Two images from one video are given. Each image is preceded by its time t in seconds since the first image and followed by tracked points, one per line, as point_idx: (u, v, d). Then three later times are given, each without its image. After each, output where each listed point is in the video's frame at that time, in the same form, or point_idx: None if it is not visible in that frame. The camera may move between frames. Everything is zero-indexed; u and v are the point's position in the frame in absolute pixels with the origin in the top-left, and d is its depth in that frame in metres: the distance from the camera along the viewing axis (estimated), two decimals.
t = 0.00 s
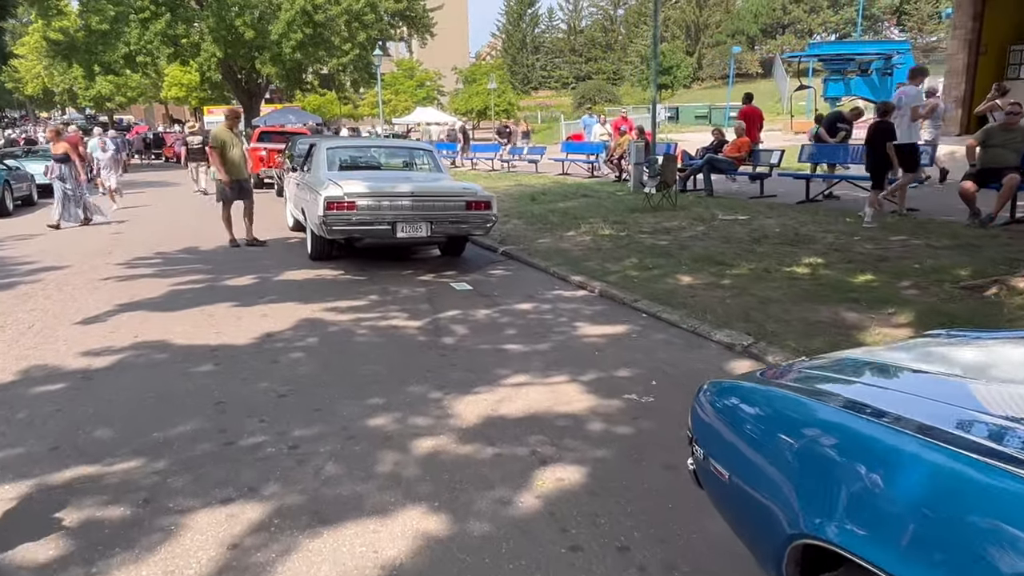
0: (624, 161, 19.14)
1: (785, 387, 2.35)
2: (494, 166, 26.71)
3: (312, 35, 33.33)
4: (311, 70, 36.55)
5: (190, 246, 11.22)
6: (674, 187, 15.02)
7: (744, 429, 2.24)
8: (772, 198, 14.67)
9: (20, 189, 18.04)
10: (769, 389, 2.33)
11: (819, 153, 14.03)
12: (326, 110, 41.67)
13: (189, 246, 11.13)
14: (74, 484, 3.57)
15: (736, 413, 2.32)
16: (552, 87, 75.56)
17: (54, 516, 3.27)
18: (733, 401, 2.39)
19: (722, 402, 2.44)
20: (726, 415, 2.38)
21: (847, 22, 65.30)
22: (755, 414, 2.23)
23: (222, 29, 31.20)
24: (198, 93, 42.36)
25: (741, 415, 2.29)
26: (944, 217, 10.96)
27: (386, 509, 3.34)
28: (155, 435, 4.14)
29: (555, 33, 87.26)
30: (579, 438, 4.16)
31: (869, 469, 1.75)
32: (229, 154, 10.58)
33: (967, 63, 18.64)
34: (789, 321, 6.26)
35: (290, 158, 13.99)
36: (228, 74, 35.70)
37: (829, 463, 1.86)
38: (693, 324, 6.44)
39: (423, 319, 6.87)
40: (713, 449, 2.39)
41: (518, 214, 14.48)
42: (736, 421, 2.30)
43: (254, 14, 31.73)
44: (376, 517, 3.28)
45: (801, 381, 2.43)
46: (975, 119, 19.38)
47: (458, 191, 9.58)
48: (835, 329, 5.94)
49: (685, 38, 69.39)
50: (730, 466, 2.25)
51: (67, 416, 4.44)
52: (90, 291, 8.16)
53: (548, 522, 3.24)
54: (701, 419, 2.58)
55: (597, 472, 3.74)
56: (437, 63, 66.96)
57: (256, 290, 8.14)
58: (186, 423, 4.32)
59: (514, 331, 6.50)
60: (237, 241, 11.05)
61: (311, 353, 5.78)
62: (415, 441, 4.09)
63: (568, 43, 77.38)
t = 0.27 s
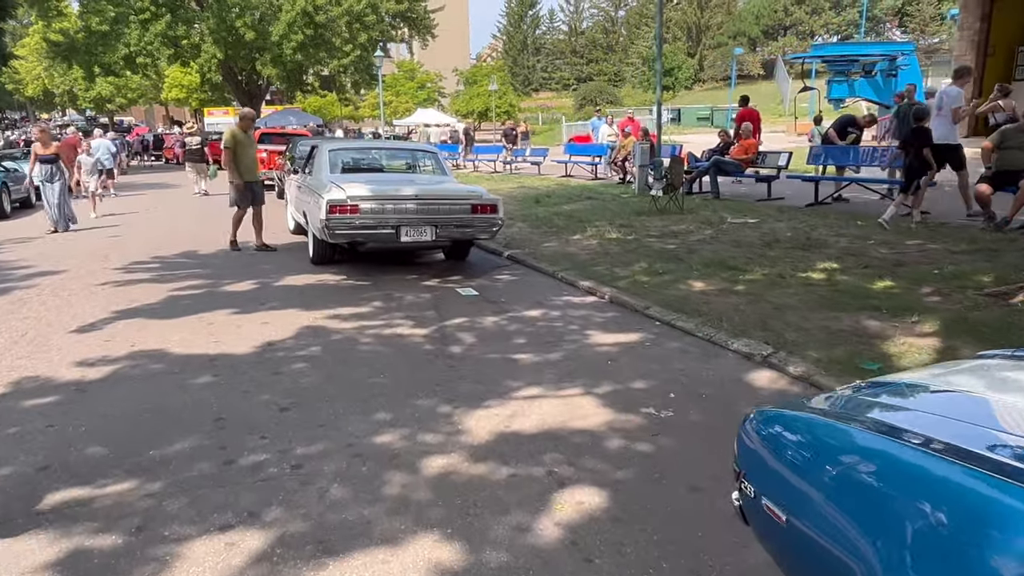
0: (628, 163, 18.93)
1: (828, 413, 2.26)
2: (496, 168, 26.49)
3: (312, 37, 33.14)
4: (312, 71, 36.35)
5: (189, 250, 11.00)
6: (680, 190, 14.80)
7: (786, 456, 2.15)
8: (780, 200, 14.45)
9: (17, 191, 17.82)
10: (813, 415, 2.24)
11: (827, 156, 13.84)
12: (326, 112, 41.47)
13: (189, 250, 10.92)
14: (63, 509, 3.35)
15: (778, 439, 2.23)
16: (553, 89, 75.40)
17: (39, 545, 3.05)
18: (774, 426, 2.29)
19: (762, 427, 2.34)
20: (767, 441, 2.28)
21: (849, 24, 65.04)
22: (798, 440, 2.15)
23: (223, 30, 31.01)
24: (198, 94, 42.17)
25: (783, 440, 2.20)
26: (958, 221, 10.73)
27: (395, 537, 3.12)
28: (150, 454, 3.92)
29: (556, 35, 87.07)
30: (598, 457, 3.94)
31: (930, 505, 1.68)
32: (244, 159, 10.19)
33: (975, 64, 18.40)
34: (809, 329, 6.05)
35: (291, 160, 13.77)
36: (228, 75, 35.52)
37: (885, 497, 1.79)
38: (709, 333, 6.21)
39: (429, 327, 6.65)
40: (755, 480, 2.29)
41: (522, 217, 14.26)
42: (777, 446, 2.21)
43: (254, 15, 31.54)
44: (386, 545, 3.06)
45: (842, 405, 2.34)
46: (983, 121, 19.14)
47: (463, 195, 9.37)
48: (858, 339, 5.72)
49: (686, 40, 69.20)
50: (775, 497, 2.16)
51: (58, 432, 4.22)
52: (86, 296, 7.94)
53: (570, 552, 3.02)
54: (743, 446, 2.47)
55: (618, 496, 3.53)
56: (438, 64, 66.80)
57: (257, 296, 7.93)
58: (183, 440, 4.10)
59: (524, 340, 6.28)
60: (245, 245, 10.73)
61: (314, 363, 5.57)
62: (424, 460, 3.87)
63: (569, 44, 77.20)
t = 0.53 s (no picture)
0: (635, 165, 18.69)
1: (894, 444, 2.06)
2: (500, 171, 26.26)
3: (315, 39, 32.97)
4: (315, 74, 36.18)
5: (191, 254, 10.78)
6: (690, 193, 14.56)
7: (848, 490, 1.96)
8: (792, 203, 14.20)
9: (18, 195, 17.63)
10: (877, 446, 2.04)
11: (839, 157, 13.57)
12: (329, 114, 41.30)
13: (191, 255, 10.70)
14: (56, 538, 3.13)
15: (838, 472, 2.03)
16: (556, 91, 75.21)
17: None
18: (835, 459, 2.10)
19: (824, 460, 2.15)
20: (826, 474, 2.09)
21: (854, 25, 64.74)
22: (861, 473, 1.95)
23: (226, 33, 30.84)
24: (201, 97, 42.04)
25: (844, 474, 2.00)
26: (978, 224, 10.49)
27: (413, 571, 2.89)
28: (149, 476, 3.69)
29: (558, 36, 86.92)
30: (626, 479, 3.70)
31: (1017, 549, 1.48)
32: (257, 162, 9.90)
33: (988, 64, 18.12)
34: (836, 339, 5.81)
35: (295, 162, 13.55)
36: (230, 78, 35.36)
37: (967, 540, 1.58)
38: (731, 342, 5.98)
39: (440, 336, 6.41)
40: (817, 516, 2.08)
41: (530, 220, 14.03)
42: (838, 480, 2.01)
43: (257, 17, 31.38)
44: None
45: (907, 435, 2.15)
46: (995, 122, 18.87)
47: (471, 198, 9.14)
48: (888, 349, 5.48)
49: (690, 42, 68.96)
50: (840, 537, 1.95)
51: (53, 451, 4.00)
52: (85, 303, 7.72)
53: None
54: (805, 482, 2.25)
55: (650, 523, 3.30)
56: (441, 67, 66.64)
57: (261, 303, 7.70)
58: (185, 460, 3.87)
59: (538, 350, 6.04)
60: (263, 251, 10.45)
61: (322, 375, 5.34)
62: (441, 482, 3.64)
63: (572, 46, 77.05)
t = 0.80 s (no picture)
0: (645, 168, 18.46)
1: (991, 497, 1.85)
2: (507, 174, 26.04)
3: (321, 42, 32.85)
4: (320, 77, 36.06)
5: (197, 260, 10.58)
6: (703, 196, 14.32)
7: (936, 541, 1.75)
8: (806, 207, 13.94)
9: (23, 199, 17.47)
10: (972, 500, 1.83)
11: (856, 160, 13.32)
12: (335, 117, 41.17)
13: (196, 261, 10.50)
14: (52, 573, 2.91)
15: (925, 522, 1.83)
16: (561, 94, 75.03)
17: None
18: (923, 510, 1.89)
19: (910, 512, 1.94)
20: (912, 525, 1.88)
21: (861, 27, 64.34)
22: (951, 523, 1.75)
23: (232, 36, 30.71)
24: (206, 101, 41.97)
25: (932, 523, 1.80)
26: (1001, 228, 10.22)
27: None
28: (152, 502, 3.47)
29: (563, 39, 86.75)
30: (659, 506, 3.47)
31: None
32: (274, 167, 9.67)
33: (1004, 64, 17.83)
34: (867, 350, 5.56)
35: (301, 166, 13.35)
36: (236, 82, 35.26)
37: None
38: (757, 354, 5.74)
39: (453, 346, 6.19)
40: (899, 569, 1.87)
41: (540, 224, 13.80)
42: (924, 530, 1.81)
43: (263, 20, 31.28)
44: None
45: (1002, 485, 1.94)
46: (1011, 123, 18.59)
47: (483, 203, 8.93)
48: (923, 362, 5.24)
49: (696, 44, 68.73)
50: None
51: (50, 474, 3.78)
52: (88, 312, 7.52)
53: None
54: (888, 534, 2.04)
55: (688, 556, 3.07)
56: (446, 69, 66.52)
57: (268, 311, 7.49)
58: (190, 484, 3.65)
59: (556, 361, 5.81)
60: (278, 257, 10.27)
61: (332, 389, 5.12)
62: (462, 509, 3.41)
63: (577, 49, 76.88)
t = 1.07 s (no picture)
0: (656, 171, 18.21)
1: None
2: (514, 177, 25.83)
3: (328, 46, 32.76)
4: (327, 81, 35.97)
5: (203, 266, 10.38)
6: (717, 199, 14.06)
7: None
8: (822, 210, 13.67)
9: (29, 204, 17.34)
10: None
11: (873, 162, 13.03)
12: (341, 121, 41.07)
13: (203, 267, 10.30)
14: None
15: None
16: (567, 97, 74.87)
17: None
18: None
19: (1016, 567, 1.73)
20: None
21: (869, 28, 63.90)
22: None
23: (238, 40, 30.61)
24: (213, 105, 41.94)
25: None
26: None
27: None
28: (153, 527, 3.25)
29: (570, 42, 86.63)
30: (694, 533, 3.23)
31: None
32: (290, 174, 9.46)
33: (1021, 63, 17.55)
34: (902, 361, 5.31)
35: (309, 170, 13.15)
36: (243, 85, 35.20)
37: None
38: (785, 364, 5.49)
39: (467, 356, 5.96)
40: None
41: (551, 228, 13.56)
42: None
43: (269, 23, 31.19)
44: None
45: None
46: None
47: (495, 207, 8.71)
48: (962, 373, 4.99)
49: (703, 47, 68.47)
50: None
51: (46, 496, 3.57)
52: (92, 320, 7.32)
53: None
54: None
55: None
56: (452, 73, 66.42)
57: (275, 319, 7.28)
58: (194, 508, 3.43)
59: (575, 372, 5.58)
60: (287, 261, 10.04)
61: (342, 402, 4.90)
62: (483, 537, 3.18)
63: (583, 52, 76.73)
